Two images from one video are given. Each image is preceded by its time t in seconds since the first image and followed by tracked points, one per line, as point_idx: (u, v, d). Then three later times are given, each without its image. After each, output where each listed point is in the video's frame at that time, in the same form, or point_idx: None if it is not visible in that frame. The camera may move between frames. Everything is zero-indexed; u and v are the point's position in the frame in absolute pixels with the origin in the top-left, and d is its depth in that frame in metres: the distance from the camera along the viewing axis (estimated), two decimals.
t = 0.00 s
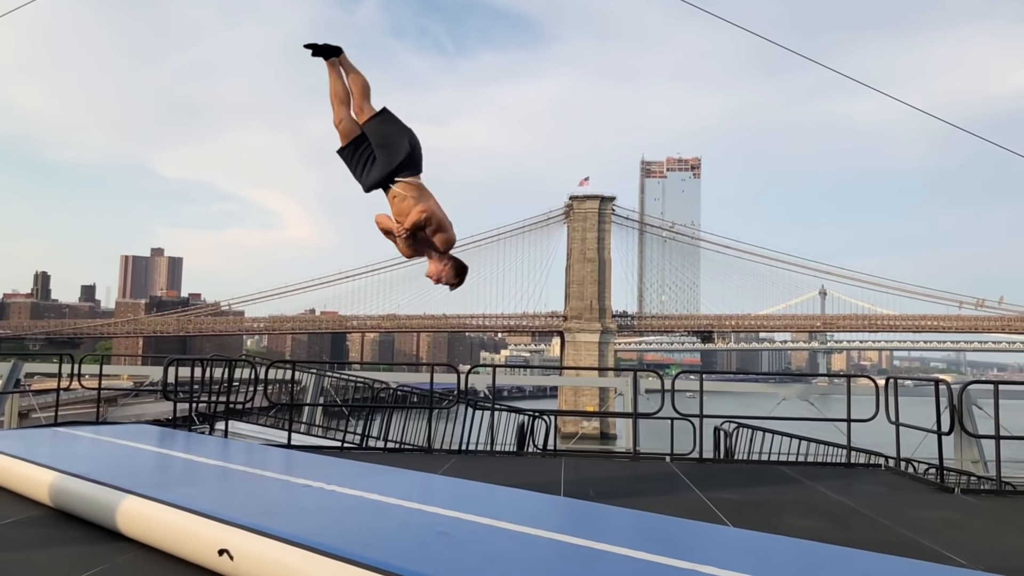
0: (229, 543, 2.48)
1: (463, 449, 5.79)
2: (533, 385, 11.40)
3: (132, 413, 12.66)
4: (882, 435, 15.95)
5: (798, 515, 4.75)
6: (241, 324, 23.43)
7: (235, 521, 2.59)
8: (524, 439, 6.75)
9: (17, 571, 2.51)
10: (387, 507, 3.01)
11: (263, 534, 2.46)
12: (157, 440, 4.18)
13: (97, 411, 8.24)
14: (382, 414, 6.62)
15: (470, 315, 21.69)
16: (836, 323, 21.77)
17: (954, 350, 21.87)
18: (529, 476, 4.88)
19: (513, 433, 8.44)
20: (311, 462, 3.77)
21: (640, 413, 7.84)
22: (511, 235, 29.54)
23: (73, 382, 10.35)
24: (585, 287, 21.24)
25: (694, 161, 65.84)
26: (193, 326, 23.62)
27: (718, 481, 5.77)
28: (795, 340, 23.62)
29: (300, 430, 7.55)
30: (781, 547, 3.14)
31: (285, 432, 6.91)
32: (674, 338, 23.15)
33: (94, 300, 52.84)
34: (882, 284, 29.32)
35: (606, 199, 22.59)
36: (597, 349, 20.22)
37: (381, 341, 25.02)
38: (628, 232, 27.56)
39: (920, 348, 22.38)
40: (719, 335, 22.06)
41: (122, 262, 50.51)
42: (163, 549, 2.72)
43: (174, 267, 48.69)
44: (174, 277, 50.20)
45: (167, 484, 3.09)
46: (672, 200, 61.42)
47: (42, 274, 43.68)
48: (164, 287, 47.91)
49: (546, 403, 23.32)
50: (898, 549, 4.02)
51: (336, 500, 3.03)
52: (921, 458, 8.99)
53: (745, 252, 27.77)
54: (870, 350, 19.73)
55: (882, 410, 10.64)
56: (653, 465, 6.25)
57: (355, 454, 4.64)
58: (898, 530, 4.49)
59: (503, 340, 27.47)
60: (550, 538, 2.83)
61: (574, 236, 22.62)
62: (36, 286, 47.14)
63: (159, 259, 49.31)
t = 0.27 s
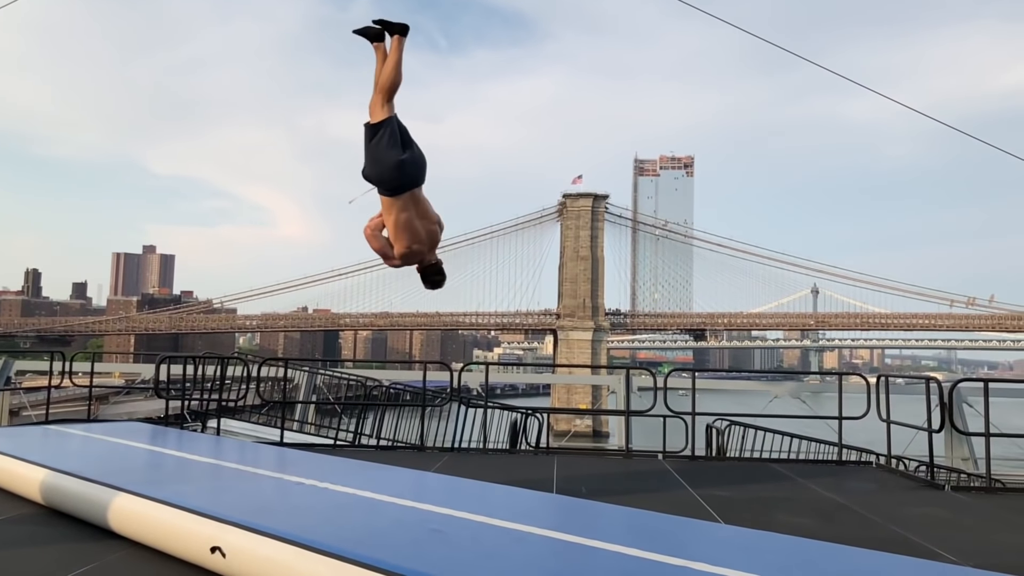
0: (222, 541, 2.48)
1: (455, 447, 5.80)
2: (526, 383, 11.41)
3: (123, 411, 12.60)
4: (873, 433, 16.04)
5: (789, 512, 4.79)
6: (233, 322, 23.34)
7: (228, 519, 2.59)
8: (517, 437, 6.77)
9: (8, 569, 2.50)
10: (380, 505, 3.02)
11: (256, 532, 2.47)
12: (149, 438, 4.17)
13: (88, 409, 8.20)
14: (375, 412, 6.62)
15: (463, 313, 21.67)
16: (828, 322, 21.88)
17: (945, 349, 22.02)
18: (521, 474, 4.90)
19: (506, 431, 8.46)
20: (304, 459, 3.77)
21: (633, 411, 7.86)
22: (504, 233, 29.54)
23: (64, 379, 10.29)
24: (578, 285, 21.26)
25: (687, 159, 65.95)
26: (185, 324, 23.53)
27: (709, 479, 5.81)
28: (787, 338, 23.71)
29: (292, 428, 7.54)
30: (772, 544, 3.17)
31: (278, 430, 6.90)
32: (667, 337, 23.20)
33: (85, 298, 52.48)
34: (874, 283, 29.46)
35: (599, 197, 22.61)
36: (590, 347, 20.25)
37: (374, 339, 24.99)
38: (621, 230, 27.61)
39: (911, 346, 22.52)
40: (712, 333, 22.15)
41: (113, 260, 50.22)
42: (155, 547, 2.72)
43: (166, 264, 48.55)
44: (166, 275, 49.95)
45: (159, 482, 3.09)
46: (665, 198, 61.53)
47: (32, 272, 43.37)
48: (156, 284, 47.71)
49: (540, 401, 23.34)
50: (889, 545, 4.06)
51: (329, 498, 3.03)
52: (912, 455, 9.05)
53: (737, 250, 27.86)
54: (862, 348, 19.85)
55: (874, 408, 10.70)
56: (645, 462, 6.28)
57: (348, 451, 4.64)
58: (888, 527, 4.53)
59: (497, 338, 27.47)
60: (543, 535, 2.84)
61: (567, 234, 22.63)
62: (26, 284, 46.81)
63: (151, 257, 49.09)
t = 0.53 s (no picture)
0: (213, 544, 2.48)
1: (447, 449, 5.80)
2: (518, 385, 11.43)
3: (112, 414, 12.52)
4: (862, 434, 16.14)
5: (780, 513, 4.82)
6: (223, 324, 23.25)
7: (219, 522, 2.59)
8: (508, 439, 6.78)
9: None
10: (372, 507, 3.02)
11: (247, 534, 2.46)
12: (139, 440, 4.16)
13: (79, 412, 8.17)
14: (367, 414, 6.62)
15: (455, 315, 21.67)
16: (818, 324, 22.00)
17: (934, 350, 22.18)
18: (513, 476, 4.91)
19: (497, 434, 8.46)
20: (295, 462, 3.77)
21: (624, 413, 7.88)
22: (495, 235, 29.56)
23: (52, 382, 10.21)
24: (569, 287, 21.30)
25: (678, 162, 66.18)
26: (175, 326, 23.40)
27: (700, 480, 5.84)
28: (778, 340, 23.83)
29: (283, 431, 7.52)
30: (763, 544, 3.19)
31: (268, 432, 6.88)
32: (658, 338, 23.27)
33: (73, 300, 52.09)
34: (864, 285, 29.64)
35: (590, 200, 22.66)
36: (581, 349, 20.29)
37: (365, 341, 24.93)
38: (612, 232, 27.69)
39: (901, 348, 22.67)
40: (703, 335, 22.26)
41: (102, 262, 49.88)
42: (146, 550, 2.72)
43: (155, 266, 48.31)
44: (156, 277, 49.69)
45: (149, 485, 3.08)
46: (656, 200, 61.73)
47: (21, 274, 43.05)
48: (147, 287, 47.65)
49: (531, 403, 23.35)
50: (880, 546, 4.10)
51: (320, 500, 3.03)
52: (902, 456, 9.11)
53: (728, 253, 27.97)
54: (851, 350, 19.97)
55: (863, 409, 10.77)
56: (636, 464, 6.30)
57: (339, 454, 4.64)
58: (878, 527, 4.57)
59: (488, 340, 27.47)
60: (535, 536, 2.86)
61: (558, 237, 22.66)
62: (14, 286, 46.45)
63: (141, 259, 48.91)
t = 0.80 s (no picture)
0: (205, 543, 2.48)
1: (440, 450, 5.80)
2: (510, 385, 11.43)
3: (103, 414, 12.46)
4: (852, 435, 16.24)
5: (771, 513, 4.85)
6: (215, 324, 23.17)
7: (211, 521, 2.58)
8: (501, 439, 6.79)
9: None
10: (365, 506, 3.03)
11: (240, 534, 2.47)
12: (130, 440, 4.14)
13: (69, 412, 8.13)
14: (359, 414, 6.61)
15: (447, 316, 21.67)
16: (809, 325, 22.11)
17: (925, 351, 22.31)
18: (506, 476, 4.92)
19: (489, 435, 8.47)
20: (286, 462, 3.76)
21: (617, 413, 7.90)
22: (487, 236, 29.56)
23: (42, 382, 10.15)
24: (561, 288, 21.34)
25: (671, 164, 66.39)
26: (166, 327, 23.31)
27: (692, 480, 5.87)
28: (769, 342, 23.93)
29: (275, 431, 7.50)
30: (755, 544, 3.21)
31: (260, 432, 6.86)
32: (650, 339, 23.34)
33: (64, 300, 51.79)
34: (855, 287, 29.81)
35: (583, 201, 22.72)
36: (574, 350, 20.31)
37: (357, 342, 24.89)
38: (604, 234, 27.76)
39: (891, 349, 22.81)
40: (694, 336, 22.35)
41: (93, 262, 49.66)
42: (137, 550, 2.71)
43: (146, 266, 48.12)
44: (147, 278, 49.40)
45: (140, 484, 3.07)
46: (648, 202, 61.91)
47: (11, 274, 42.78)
48: (137, 287, 47.43)
49: (523, 404, 23.37)
50: (870, 546, 4.13)
51: (312, 500, 3.03)
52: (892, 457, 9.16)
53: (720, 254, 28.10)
54: (842, 351, 20.08)
55: (854, 410, 10.83)
56: (628, 464, 6.32)
57: (331, 454, 4.64)
58: (868, 527, 4.61)
59: (481, 341, 27.48)
60: (527, 536, 2.87)
61: (551, 238, 22.69)
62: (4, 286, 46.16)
63: (132, 259, 48.76)
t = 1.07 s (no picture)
0: (200, 535, 2.48)
1: (435, 442, 5.81)
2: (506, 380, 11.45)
3: (98, 406, 12.43)
4: (847, 430, 16.29)
5: (765, 507, 4.88)
6: (210, 317, 23.11)
7: (206, 512, 2.59)
8: (496, 433, 6.80)
9: None
10: (361, 499, 3.03)
11: (235, 525, 2.47)
12: (125, 432, 4.14)
13: (64, 403, 8.13)
14: (355, 407, 6.61)
15: (443, 310, 21.65)
16: (805, 321, 22.15)
17: (921, 347, 22.36)
18: (501, 469, 4.94)
19: (485, 429, 8.48)
20: (282, 454, 3.77)
21: (612, 407, 7.90)
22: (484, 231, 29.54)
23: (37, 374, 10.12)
24: (558, 283, 21.34)
25: (668, 158, 66.24)
26: (162, 319, 23.25)
27: (687, 474, 5.90)
28: (766, 337, 23.97)
29: (270, 424, 7.50)
30: (748, 536, 3.24)
31: (255, 425, 6.86)
32: (646, 335, 23.35)
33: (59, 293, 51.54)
34: (851, 283, 29.88)
35: (579, 196, 22.69)
36: (570, 345, 20.32)
37: (353, 335, 24.86)
38: (601, 229, 27.75)
39: (887, 345, 22.85)
40: (691, 331, 22.40)
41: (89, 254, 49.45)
42: (133, 541, 2.72)
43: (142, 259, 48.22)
44: (142, 270, 49.31)
45: (136, 476, 3.08)
46: (645, 197, 61.87)
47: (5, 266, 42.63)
48: (133, 279, 47.37)
49: (519, 398, 23.38)
50: (864, 540, 4.16)
51: (307, 492, 3.04)
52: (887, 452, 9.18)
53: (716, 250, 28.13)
54: (838, 347, 20.12)
55: (849, 405, 10.85)
56: (624, 458, 6.34)
57: (326, 447, 4.65)
58: (862, 522, 4.65)
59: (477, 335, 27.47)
60: (522, 528, 2.88)
61: (548, 233, 22.68)
62: None
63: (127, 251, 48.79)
